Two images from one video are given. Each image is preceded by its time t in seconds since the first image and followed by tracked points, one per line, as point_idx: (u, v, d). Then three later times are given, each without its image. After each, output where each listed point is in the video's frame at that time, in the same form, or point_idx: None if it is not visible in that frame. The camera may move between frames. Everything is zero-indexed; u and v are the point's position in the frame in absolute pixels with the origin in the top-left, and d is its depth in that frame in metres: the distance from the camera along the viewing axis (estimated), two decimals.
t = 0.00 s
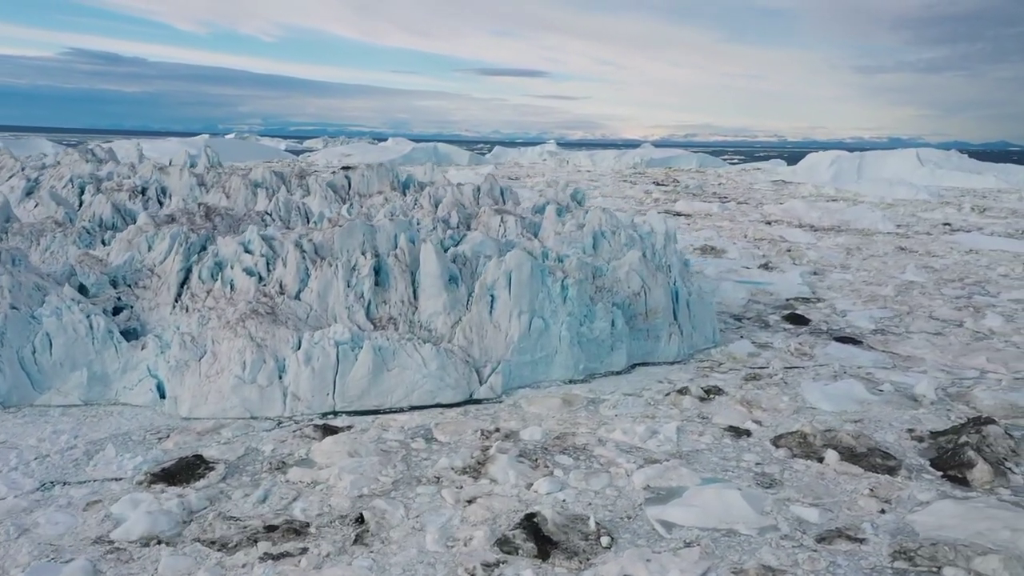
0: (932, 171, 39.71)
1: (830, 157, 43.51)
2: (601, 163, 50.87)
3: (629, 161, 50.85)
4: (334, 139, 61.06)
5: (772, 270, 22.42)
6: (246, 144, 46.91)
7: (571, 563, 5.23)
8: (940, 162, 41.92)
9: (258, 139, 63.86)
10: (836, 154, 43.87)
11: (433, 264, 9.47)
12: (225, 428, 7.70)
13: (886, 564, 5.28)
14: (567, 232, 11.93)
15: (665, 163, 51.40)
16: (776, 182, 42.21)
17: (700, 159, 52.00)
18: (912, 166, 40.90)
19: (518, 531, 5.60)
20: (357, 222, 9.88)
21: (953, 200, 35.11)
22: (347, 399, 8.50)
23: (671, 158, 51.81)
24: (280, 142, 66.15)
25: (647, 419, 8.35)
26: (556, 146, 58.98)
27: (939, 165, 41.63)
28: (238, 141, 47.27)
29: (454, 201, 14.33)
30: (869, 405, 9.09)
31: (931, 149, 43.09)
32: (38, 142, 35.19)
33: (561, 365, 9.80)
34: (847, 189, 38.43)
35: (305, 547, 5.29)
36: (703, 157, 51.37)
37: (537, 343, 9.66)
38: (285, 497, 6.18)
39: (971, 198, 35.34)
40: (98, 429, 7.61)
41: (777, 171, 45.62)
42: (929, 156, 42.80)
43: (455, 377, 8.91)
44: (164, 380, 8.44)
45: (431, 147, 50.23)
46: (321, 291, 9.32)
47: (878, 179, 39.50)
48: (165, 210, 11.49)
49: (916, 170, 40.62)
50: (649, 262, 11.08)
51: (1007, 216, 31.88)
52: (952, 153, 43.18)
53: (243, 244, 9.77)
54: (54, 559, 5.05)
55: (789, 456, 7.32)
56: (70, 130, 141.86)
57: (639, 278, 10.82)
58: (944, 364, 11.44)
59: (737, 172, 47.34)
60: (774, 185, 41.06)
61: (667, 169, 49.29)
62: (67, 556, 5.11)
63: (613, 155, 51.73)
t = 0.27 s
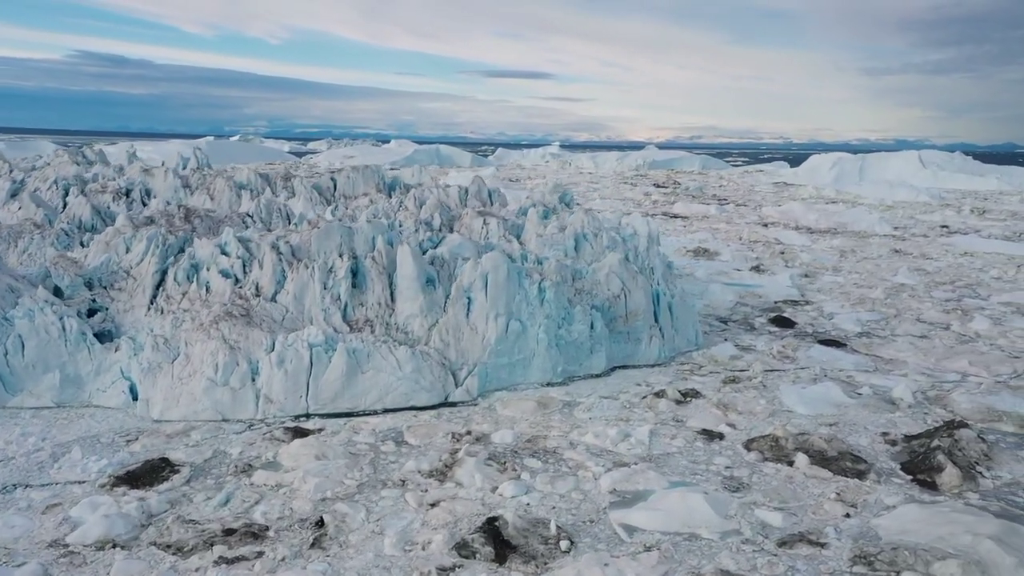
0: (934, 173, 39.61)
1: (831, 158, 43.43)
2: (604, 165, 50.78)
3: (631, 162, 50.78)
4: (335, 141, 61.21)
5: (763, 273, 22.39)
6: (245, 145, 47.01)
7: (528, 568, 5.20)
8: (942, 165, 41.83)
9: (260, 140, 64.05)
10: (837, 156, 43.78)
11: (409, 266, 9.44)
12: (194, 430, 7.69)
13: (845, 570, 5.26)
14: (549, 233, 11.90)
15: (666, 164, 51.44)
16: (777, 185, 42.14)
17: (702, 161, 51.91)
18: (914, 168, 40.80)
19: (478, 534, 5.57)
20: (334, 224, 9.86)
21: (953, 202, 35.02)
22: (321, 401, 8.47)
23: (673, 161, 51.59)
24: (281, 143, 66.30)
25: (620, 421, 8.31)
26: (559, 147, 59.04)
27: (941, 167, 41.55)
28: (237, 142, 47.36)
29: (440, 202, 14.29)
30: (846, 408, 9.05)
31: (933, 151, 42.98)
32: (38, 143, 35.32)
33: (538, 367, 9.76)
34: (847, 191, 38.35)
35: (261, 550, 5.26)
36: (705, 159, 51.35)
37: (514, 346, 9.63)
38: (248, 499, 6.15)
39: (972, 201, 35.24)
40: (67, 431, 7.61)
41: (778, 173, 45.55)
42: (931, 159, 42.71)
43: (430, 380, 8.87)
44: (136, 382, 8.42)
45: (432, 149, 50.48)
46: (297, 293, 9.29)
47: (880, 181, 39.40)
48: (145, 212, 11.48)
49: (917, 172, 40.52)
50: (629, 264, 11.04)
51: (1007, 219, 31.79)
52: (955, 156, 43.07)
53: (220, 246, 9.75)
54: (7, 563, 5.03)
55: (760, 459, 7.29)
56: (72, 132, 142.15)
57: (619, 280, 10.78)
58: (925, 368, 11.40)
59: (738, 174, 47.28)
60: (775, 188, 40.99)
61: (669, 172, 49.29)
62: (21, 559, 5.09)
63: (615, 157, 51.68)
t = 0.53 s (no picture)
0: (943, 175, 39.35)
1: (839, 159, 43.23)
2: (612, 167, 50.71)
3: (639, 163, 50.69)
4: (348, 142, 61.59)
5: (760, 275, 22.30)
6: (250, 146, 47.22)
7: (490, 571, 5.17)
8: (952, 166, 41.55)
9: (268, 141, 64.42)
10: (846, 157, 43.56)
11: (392, 267, 9.42)
12: (171, 431, 7.69)
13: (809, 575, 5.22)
14: (536, 235, 11.86)
15: (677, 164, 51.27)
16: (785, 186, 41.98)
17: (711, 162, 51.77)
18: (924, 169, 40.56)
19: (444, 537, 5.55)
20: (317, 225, 9.85)
21: (962, 204, 34.77)
22: (300, 402, 8.46)
23: (682, 161, 51.38)
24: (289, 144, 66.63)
25: (599, 424, 8.28)
26: (568, 146, 59.04)
27: (951, 169, 41.28)
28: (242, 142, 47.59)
29: (431, 203, 14.27)
30: (830, 411, 8.98)
31: (943, 152, 42.70)
32: (46, 145, 35.59)
33: (522, 369, 9.73)
34: (855, 192, 38.15)
35: (223, 552, 5.25)
36: (714, 160, 51.26)
37: (497, 347, 9.60)
38: (216, 501, 6.14)
39: (981, 203, 34.98)
40: (44, 432, 7.63)
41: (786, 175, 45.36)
42: (941, 160, 42.44)
43: (410, 381, 8.85)
44: (116, 382, 8.44)
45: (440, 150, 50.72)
46: (279, 294, 9.29)
47: (889, 182, 39.17)
48: (133, 213, 11.52)
49: (927, 173, 40.27)
50: (615, 266, 10.99)
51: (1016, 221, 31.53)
52: (967, 157, 42.78)
53: (203, 247, 9.77)
54: None
55: (736, 462, 7.24)
56: (82, 133, 143.06)
57: (604, 282, 10.74)
58: (915, 371, 11.32)
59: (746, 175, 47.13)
60: (783, 189, 40.84)
61: (680, 172, 49.23)
62: None
63: (625, 158, 51.60)
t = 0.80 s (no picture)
0: (976, 176, 38.63)
1: (869, 159, 42.63)
2: (638, 167, 50.49)
3: (666, 163, 50.42)
4: (374, 142, 62.08)
5: (777, 276, 22.06)
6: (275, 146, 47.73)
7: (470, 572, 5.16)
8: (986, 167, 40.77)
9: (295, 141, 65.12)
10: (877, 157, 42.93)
11: (392, 266, 9.44)
12: (169, 428, 7.78)
13: None
14: (542, 235, 11.83)
15: (705, 164, 50.91)
16: (812, 186, 41.51)
17: (738, 162, 51.35)
18: (956, 169, 39.84)
19: (427, 537, 5.55)
20: (320, 224, 9.91)
21: (994, 205, 34.09)
22: (299, 401, 8.52)
23: (710, 161, 50.98)
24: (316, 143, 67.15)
25: (596, 425, 8.23)
26: (594, 148, 59.01)
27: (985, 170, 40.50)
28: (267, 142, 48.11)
29: (441, 203, 14.29)
30: (833, 415, 8.85)
31: (977, 152, 41.89)
32: (76, 145, 36.31)
33: (523, 370, 9.70)
34: (885, 193, 37.59)
35: (207, 549, 5.29)
36: (741, 160, 50.86)
37: (498, 348, 9.58)
38: (206, 497, 6.20)
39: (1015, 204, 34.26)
40: (46, 427, 7.76)
41: (815, 175, 44.83)
42: (974, 160, 41.66)
43: (409, 381, 8.87)
44: (119, 379, 8.56)
45: (466, 149, 51.00)
46: (281, 293, 9.36)
47: (921, 183, 38.53)
48: (143, 212, 11.67)
49: (959, 174, 39.54)
50: (620, 266, 10.93)
51: None
52: (1003, 157, 41.93)
53: (208, 246, 9.87)
54: None
55: (731, 466, 7.17)
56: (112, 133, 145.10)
57: (608, 282, 10.68)
58: (925, 375, 11.11)
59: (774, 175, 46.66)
60: (812, 189, 40.39)
61: (708, 172, 49.03)
62: None
63: (652, 158, 51.36)
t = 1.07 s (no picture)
0: (1011, 176, 37.85)
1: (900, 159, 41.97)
2: (664, 167, 50.21)
3: (693, 163, 50.10)
4: (401, 142, 62.50)
5: (795, 278, 21.78)
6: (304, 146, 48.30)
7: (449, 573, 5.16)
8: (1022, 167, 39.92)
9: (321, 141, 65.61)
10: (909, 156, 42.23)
11: (393, 266, 9.47)
12: (169, 424, 7.88)
13: None
14: (547, 235, 11.80)
15: (732, 164, 50.51)
16: (840, 187, 40.96)
17: (766, 162, 50.87)
18: (991, 169, 39.06)
19: (409, 536, 5.55)
20: (324, 224, 9.98)
21: None
22: (298, 399, 8.58)
23: (737, 162, 50.57)
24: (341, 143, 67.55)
25: (593, 426, 8.18)
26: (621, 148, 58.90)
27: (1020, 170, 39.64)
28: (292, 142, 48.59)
29: (451, 203, 14.31)
30: (835, 420, 8.73)
31: (1012, 151, 41.01)
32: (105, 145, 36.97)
33: (524, 370, 9.68)
34: (915, 193, 36.97)
35: (191, 545, 5.34)
36: (770, 160, 50.39)
37: (498, 348, 9.57)
38: (196, 494, 6.26)
39: None
40: (49, 423, 7.89)
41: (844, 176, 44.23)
42: (1009, 160, 40.82)
43: (407, 380, 8.89)
44: (122, 376, 8.68)
45: (493, 150, 51.16)
46: (284, 292, 9.44)
47: (953, 183, 37.83)
48: (153, 212, 11.84)
49: (993, 174, 38.75)
50: (624, 267, 10.87)
51: None
52: None
53: (213, 245, 9.98)
54: None
55: (725, 470, 7.09)
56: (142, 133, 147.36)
57: (612, 283, 10.63)
58: (936, 380, 10.90)
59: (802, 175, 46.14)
60: (841, 190, 39.87)
61: (735, 172, 48.60)
62: None
63: (679, 158, 51.06)
